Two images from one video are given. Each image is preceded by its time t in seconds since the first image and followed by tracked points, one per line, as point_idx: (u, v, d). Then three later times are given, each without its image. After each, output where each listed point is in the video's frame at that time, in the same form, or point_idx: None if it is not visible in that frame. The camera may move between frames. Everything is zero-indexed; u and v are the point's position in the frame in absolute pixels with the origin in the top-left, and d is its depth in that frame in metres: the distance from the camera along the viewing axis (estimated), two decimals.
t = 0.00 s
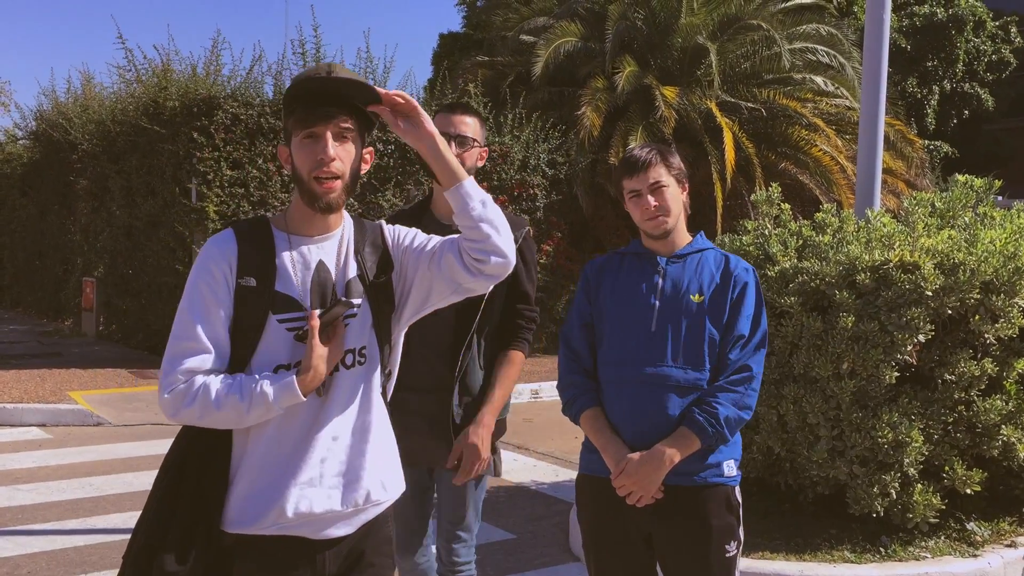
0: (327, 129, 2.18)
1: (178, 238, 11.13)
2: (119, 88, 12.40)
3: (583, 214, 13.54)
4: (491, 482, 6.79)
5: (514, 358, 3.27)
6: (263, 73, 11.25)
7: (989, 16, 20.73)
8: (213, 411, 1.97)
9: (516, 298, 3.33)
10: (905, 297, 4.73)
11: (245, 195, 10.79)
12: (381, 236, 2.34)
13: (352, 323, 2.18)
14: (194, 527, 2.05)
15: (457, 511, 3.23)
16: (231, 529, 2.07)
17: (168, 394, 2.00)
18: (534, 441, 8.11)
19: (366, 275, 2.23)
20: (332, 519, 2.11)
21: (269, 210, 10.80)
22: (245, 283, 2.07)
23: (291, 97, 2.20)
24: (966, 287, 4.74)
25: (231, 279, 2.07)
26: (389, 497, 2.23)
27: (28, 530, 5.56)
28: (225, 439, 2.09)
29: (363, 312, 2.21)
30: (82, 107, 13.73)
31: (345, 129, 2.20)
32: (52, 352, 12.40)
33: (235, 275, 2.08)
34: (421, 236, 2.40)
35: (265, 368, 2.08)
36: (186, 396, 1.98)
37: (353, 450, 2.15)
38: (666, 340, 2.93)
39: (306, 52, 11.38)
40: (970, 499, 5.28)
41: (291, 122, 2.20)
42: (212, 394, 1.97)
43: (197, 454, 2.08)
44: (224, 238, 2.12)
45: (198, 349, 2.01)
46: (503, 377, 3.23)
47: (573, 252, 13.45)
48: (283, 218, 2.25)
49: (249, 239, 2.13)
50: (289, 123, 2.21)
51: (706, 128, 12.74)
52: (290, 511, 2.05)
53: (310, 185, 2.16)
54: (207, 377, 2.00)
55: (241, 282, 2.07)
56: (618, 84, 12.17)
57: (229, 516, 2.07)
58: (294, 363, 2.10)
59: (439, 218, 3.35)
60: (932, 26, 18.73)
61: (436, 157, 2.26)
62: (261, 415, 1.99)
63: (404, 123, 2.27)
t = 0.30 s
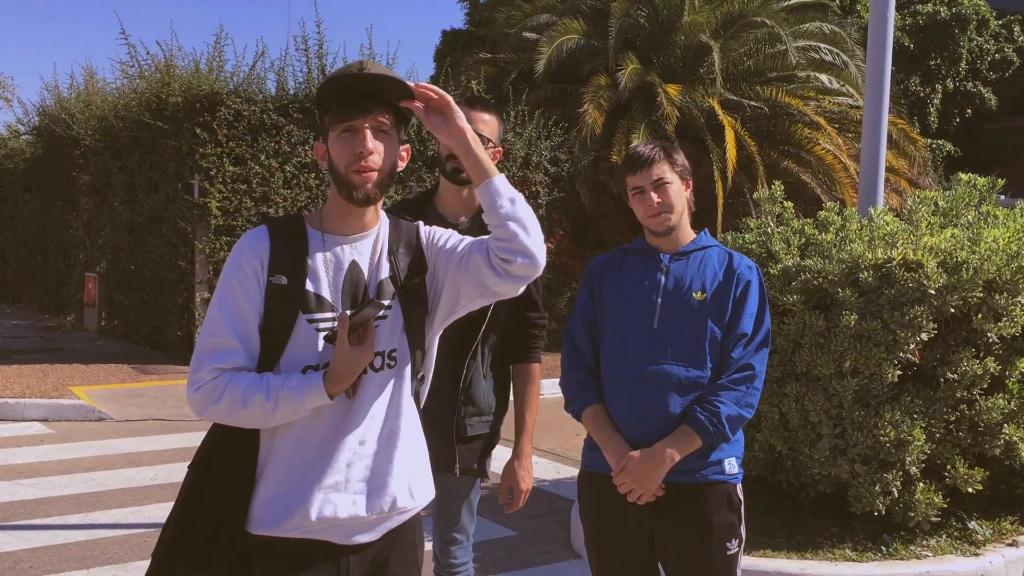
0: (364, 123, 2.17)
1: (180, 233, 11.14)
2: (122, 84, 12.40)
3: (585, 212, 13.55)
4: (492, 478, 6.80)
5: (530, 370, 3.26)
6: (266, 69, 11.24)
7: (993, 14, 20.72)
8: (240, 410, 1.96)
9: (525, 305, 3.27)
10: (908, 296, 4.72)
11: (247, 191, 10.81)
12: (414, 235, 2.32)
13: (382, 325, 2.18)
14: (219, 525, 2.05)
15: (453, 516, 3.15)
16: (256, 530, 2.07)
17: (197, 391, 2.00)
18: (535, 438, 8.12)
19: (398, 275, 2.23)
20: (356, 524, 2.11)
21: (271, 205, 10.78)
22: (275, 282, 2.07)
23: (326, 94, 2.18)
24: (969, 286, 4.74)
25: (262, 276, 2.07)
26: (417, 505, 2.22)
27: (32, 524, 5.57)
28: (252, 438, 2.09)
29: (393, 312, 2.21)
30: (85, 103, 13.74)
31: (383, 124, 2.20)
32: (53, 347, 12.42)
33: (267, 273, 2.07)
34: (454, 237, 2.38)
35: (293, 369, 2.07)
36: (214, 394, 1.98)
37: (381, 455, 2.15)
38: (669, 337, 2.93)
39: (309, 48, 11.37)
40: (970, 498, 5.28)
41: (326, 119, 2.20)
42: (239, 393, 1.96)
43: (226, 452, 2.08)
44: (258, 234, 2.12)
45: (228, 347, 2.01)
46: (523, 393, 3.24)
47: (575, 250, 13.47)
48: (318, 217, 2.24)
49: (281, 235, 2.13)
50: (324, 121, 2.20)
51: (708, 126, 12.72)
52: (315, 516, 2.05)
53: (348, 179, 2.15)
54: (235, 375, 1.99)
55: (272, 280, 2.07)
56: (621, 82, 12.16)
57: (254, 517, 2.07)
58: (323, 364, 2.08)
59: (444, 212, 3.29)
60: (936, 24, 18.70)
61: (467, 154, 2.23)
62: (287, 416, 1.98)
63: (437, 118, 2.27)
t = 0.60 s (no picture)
0: (374, 130, 2.16)
1: (179, 232, 11.14)
2: (121, 82, 12.39)
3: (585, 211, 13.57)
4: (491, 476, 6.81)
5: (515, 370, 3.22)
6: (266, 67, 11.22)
7: (993, 13, 20.72)
8: (244, 411, 1.97)
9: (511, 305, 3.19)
10: (908, 295, 4.72)
11: (247, 189, 10.83)
12: (420, 236, 2.31)
13: (389, 326, 2.18)
14: (226, 526, 2.05)
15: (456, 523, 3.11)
16: (262, 532, 2.06)
17: (202, 392, 2.01)
18: (535, 436, 8.12)
19: (404, 275, 2.22)
20: (363, 529, 2.10)
21: (271, 204, 10.89)
22: (280, 282, 2.07)
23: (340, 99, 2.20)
24: (969, 285, 4.74)
25: (267, 277, 2.07)
26: (426, 509, 2.21)
27: (32, 522, 5.57)
28: (259, 440, 2.08)
29: (400, 313, 2.20)
30: (85, 100, 13.73)
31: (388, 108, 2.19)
32: (53, 345, 12.42)
33: (271, 274, 2.07)
34: (460, 237, 2.36)
35: (298, 370, 2.06)
36: (219, 395, 1.99)
37: (390, 460, 2.14)
38: (668, 336, 2.93)
39: (309, 47, 11.36)
40: (969, 497, 5.28)
41: (337, 125, 2.20)
42: (244, 395, 1.97)
43: (234, 453, 2.08)
44: (264, 234, 2.12)
45: (234, 348, 2.02)
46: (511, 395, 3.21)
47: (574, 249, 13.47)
48: (326, 217, 2.24)
49: (287, 235, 2.12)
50: (335, 127, 2.20)
51: (708, 125, 12.71)
52: (321, 519, 2.04)
53: (355, 186, 2.14)
54: (239, 377, 2.00)
55: (277, 280, 2.07)
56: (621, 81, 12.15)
57: (261, 519, 2.06)
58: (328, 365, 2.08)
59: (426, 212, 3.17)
60: (936, 23, 18.70)
61: (474, 154, 2.21)
62: (291, 417, 1.98)
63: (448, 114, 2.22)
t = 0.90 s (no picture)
0: (333, 152, 2.06)
1: (179, 233, 11.15)
2: (121, 83, 12.40)
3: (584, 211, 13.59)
4: (491, 477, 6.81)
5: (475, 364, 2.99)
6: (265, 68, 11.24)
7: (992, 13, 20.73)
8: (226, 422, 1.93)
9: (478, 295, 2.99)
10: (907, 295, 4.72)
11: (246, 190, 10.79)
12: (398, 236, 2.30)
13: (371, 328, 2.15)
14: (209, 533, 2.01)
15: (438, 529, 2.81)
16: (244, 541, 2.03)
17: (180, 404, 1.96)
18: (535, 437, 8.12)
19: (385, 275, 2.20)
20: (348, 534, 2.08)
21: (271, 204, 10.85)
22: (258, 288, 2.02)
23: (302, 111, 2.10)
24: (968, 286, 4.74)
25: (244, 283, 2.02)
26: (412, 512, 2.20)
27: (31, 523, 5.57)
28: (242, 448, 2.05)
29: (382, 314, 2.18)
30: (84, 101, 13.74)
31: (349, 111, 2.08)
32: (53, 346, 12.43)
33: (247, 281, 2.03)
34: (440, 232, 2.35)
35: (279, 377, 2.03)
36: (199, 406, 1.94)
37: (374, 464, 2.12)
38: (667, 338, 2.93)
39: (309, 48, 11.37)
40: (968, 497, 5.29)
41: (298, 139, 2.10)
42: (224, 405, 1.93)
43: (216, 458, 2.05)
44: (238, 239, 2.07)
45: (212, 359, 1.97)
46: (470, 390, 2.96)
47: (574, 250, 13.47)
48: (299, 220, 2.18)
49: (263, 241, 2.08)
50: (298, 140, 2.09)
51: (707, 125, 12.72)
52: (305, 526, 2.01)
53: (319, 211, 2.06)
54: (219, 387, 1.96)
55: (254, 287, 2.02)
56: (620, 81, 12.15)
57: (243, 528, 2.02)
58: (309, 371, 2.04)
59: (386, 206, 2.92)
60: (935, 24, 18.71)
61: (455, 151, 2.25)
62: (275, 424, 1.94)
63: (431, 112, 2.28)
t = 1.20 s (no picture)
0: (299, 130, 2.07)
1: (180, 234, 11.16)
2: (122, 85, 12.42)
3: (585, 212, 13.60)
4: (492, 478, 6.81)
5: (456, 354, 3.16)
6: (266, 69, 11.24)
7: (992, 13, 20.75)
8: (181, 425, 1.87)
9: (452, 291, 3.16)
10: (909, 296, 4.72)
11: (247, 192, 10.76)
12: (354, 232, 2.26)
13: (329, 323, 2.11)
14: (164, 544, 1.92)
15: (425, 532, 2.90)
16: (203, 548, 1.96)
17: (131, 411, 1.89)
18: (536, 438, 8.12)
19: (341, 270, 2.16)
20: (312, 534, 2.03)
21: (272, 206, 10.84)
22: (208, 285, 1.96)
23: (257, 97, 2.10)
24: (970, 287, 4.74)
25: (194, 282, 1.96)
26: (375, 512, 2.15)
27: (33, 525, 5.57)
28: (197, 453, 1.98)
29: (340, 308, 2.14)
30: (85, 103, 13.75)
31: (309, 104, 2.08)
32: (55, 348, 12.44)
33: (197, 278, 1.96)
34: (401, 226, 2.31)
35: (234, 377, 1.97)
36: (151, 411, 1.88)
37: (336, 463, 2.07)
38: (666, 338, 2.93)
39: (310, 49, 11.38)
40: (970, 498, 5.29)
41: (256, 123, 2.10)
42: (178, 407, 1.87)
43: (169, 462, 1.97)
44: (185, 237, 2.01)
45: (164, 362, 1.90)
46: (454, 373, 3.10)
47: (575, 251, 13.48)
48: (248, 215, 2.14)
49: (213, 238, 2.02)
50: (255, 124, 2.09)
51: (708, 126, 12.73)
52: (269, 530, 1.96)
53: (283, 188, 2.06)
54: (172, 390, 1.89)
55: (204, 284, 1.96)
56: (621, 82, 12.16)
57: (202, 534, 1.96)
58: (265, 370, 2.00)
59: (356, 204, 3.09)
60: (936, 24, 18.71)
61: (412, 142, 2.16)
62: (233, 427, 1.88)
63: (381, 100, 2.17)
